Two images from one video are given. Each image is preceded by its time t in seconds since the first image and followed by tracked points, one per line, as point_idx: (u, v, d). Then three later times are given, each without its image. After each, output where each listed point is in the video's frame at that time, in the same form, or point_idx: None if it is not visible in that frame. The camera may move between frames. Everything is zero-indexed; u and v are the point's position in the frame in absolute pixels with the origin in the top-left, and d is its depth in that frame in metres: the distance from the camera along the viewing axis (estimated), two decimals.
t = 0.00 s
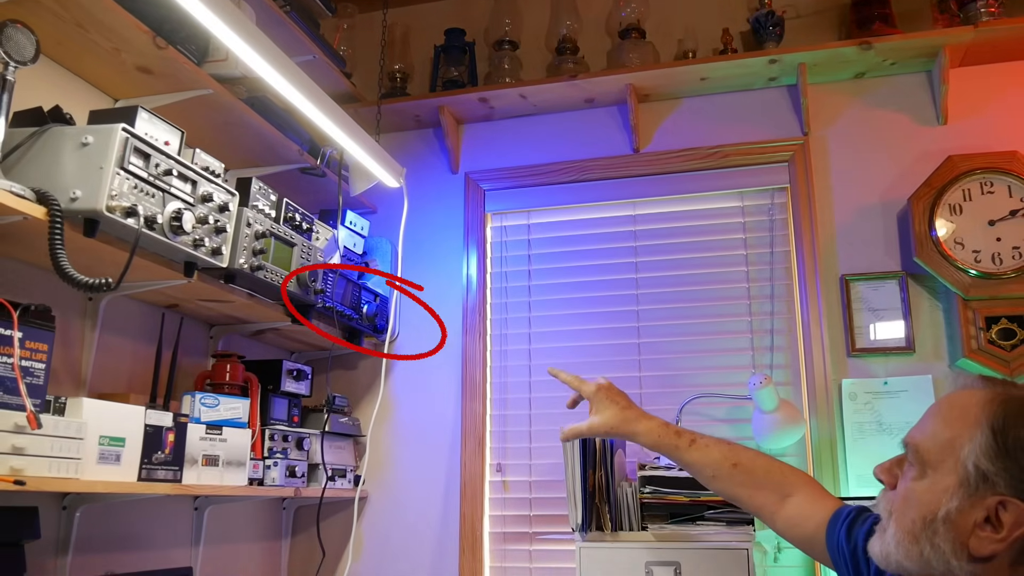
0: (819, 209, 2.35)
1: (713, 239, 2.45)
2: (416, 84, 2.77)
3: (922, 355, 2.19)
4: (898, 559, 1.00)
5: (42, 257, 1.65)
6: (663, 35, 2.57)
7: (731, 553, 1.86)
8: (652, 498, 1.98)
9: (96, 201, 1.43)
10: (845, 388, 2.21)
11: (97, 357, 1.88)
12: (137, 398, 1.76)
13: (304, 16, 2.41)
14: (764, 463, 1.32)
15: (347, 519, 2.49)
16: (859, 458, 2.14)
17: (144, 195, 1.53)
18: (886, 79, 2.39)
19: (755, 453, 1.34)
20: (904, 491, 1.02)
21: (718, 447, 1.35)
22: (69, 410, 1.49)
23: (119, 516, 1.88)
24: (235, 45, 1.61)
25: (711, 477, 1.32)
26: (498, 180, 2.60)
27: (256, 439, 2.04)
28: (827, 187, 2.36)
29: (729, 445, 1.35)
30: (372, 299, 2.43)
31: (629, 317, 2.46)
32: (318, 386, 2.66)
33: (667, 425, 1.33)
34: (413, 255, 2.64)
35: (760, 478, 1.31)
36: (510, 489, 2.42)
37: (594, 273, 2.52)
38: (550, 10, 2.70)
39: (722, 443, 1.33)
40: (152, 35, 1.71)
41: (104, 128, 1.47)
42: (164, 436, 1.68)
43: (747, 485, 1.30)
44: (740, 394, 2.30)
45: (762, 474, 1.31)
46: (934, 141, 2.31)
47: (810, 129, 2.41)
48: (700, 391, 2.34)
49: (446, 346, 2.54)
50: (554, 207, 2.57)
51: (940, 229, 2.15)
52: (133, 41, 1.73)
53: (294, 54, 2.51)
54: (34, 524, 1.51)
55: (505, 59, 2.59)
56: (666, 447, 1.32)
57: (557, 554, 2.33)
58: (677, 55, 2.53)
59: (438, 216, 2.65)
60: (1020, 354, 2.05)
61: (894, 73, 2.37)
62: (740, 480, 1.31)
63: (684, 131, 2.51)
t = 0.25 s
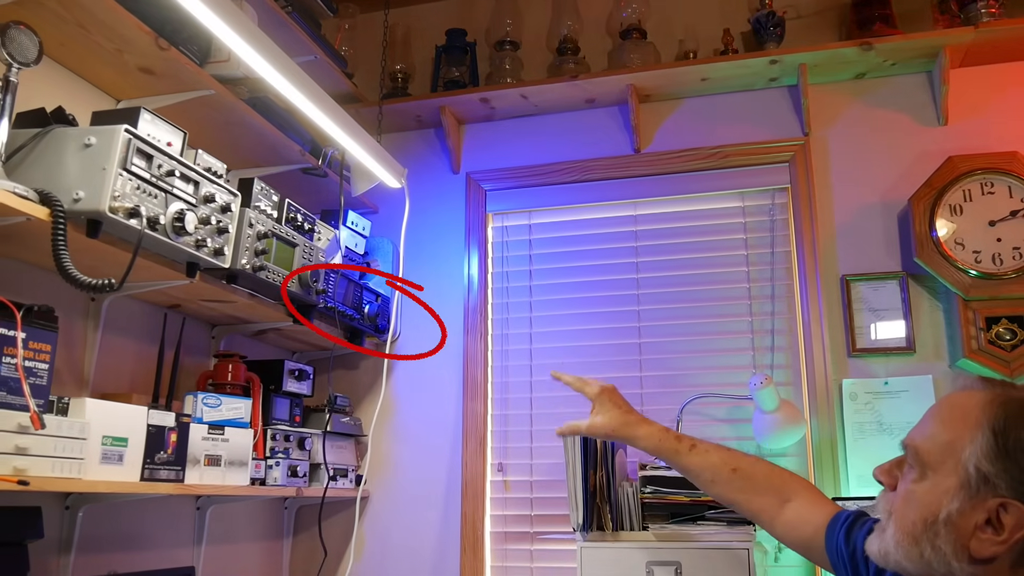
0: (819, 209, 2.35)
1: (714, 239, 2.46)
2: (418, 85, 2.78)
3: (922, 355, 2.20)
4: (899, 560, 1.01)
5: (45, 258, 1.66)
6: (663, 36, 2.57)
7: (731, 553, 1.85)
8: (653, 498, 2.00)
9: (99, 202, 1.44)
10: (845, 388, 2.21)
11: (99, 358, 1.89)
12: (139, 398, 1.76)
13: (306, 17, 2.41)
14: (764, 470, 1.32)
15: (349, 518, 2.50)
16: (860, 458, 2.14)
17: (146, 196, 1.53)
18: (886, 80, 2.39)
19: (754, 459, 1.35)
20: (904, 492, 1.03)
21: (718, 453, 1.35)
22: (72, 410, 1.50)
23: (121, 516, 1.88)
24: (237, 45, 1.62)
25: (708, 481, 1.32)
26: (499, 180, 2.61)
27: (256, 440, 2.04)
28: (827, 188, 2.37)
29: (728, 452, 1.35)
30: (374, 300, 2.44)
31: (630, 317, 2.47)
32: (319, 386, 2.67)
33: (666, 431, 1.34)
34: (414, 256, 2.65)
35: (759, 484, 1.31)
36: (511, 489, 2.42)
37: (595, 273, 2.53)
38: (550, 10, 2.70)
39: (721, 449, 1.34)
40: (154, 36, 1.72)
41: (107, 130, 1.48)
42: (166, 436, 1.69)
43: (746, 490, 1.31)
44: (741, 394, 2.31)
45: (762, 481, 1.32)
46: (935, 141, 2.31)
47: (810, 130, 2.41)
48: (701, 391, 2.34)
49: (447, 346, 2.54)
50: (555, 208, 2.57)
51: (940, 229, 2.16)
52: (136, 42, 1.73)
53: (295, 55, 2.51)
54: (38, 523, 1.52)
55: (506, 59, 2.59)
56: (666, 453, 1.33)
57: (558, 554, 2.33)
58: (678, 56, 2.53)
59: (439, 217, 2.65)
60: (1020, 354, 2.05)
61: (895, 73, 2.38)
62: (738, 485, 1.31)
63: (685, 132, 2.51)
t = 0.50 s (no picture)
0: (819, 209, 2.35)
1: (714, 239, 2.46)
2: (418, 85, 2.78)
3: (922, 355, 2.20)
4: (900, 561, 1.01)
5: (46, 258, 1.66)
6: (663, 36, 2.58)
7: (731, 553, 1.86)
8: (653, 497, 2.01)
9: (101, 203, 1.44)
10: (845, 388, 2.22)
11: (100, 358, 1.89)
12: (140, 398, 1.76)
13: (306, 18, 2.42)
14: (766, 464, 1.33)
15: (349, 518, 2.50)
16: (860, 458, 2.15)
17: (148, 196, 1.53)
18: (887, 80, 2.39)
19: (754, 457, 1.35)
20: (905, 493, 1.03)
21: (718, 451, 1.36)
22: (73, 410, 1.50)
23: (122, 515, 1.89)
24: (237, 45, 1.62)
25: (708, 479, 1.33)
26: (499, 180, 2.61)
27: (257, 439, 2.05)
28: (827, 188, 2.37)
29: (728, 450, 1.36)
30: (375, 300, 2.44)
31: (630, 317, 2.47)
32: (319, 386, 2.67)
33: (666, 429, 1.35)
34: (415, 256, 2.65)
35: (758, 482, 1.31)
36: (511, 489, 2.43)
37: (595, 273, 2.53)
38: (551, 11, 2.70)
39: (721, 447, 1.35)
40: (155, 36, 1.72)
41: (108, 130, 1.48)
42: (167, 436, 1.69)
43: (746, 487, 1.31)
44: (740, 394, 2.31)
45: (763, 477, 1.32)
46: (935, 141, 2.32)
47: (810, 130, 2.41)
48: (701, 391, 2.35)
49: (448, 346, 2.55)
50: (555, 208, 2.58)
51: (940, 229, 2.16)
52: (137, 43, 1.73)
53: (295, 55, 2.51)
54: (39, 522, 1.52)
55: (507, 60, 2.60)
56: (665, 450, 1.33)
57: (558, 553, 2.34)
58: (678, 56, 2.54)
59: (439, 217, 2.66)
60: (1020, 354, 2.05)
61: (895, 73, 2.38)
62: (737, 484, 1.32)
63: (685, 132, 2.51)
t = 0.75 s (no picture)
0: (819, 208, 2.35)
1: (714, 238, 2.46)
2: (418, 84, 2.78)
3: (922, 354, 2.20)
4: (899, 558, 1.01)
5: (46, 257, 1.66)
6: (663, 35, 2.58)
7: (733, 552, 1.87)
8: (652, 496, 1.99)
9: (100, 201, 1.44)
10: (844, 387, 2.22)
11: (100, 356, 1.89)
12: (140, 396, 1.76)
13: (306, 17, 2.41)
14: (769, 460, 1.33)
15: (349, 516, 2.50)
16: (859, 457, 2.15)
17: (147, 195, 1.54)
18: (886, 78, 2.39)
19: (761, 449, 1.35)
20: (905, 490, 1.03)
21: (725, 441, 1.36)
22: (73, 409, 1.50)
23: (122, 514, 1.89)
24: (236, 44, 1.62)
25: (714, 469, 1.33)
26: (499, 179, 2.61)
27: (257, 438, 2.05)
28: (827, 186, 2.37)
29: (736, 440, 1.36)
30: (374, 298, 2.44)
31: (630, 316, 2.47)
32: (319, 384, 2.67)
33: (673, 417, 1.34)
34: (414, 254, 2.65)
35: (764, 472, 1.32)
36: (511, 488, 2.43)
37: (594, 272, 2.54)
38: (550, 10, 2.70)
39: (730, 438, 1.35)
40: (155, 35, 1.72)
41: (108, 129, 1.48)
42: (167, 434, 1.69)
43: (751, 478, 1.31)
44: (740, 393, 2.31)
45: (769, 470, 1.32)
46: (935, 140, 2.32)
47: (810, 129, 2.41)
48: (700, 390, 2.35)
49: (448, 345, 2.55)
50: (555, 207, 2.58)
51: (940, 228, 2.16)
52: (136, 41, 1.73)
53: (295, 54, 2.51)
54: (39, 521, 1.53)
55: (506, 59, 2.60)
56: (672, 438, 1.33)
57: (558, 552, 2.34)
58: (678, 55, 2.54)
59: (439, 215, 2.66)
60: (1019, 353, 2.06)
61: (895, 72, 2.38)
62: (744, 473, 1.32)
63: (685, 131, 2.51)
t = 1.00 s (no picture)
0: (819, 208, 2.35)
1: (713, 238, 2.46)
2: (418, 83, 2.78)
3: (922, 353, 2.20)
4: (897, 555, 1.01)
5: (46, 256, 1.66)
6: (663, 34, 2.57)
7: (732, 551, 1.87)
8: (652, 495, 1.99)
9: (99, 200, 1.44)
10: (844, 387, 2.22)
11: (100, 355, 1.89)
12: (140, 395, 1.76)
13: (306, 16, 2.41)
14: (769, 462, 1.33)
15: (349, 515, 2.51)
16: (860, 456, 2.15)
17: (147, 194, 1.54)
18: (887, 78, 2.39)
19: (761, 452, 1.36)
20: (903, 488, 1.03)
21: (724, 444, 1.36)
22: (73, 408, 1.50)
23: (122, 513, 1.89)
24: (236, 43, 1.61)
25: (714, 474, 1.33)
26: (499, 178, 2.61)
27: (257, 437, 2.05)
28: (827, 186, 2.37)
29: (731, 444, 1.36)
30: (374, 297, 2.44)
31: (630, 315, 2.47)
32: (319, 384, 2.68)
33: (673, 422, 1.34)
34: (414, 253, 2.65)
35: (763, 477, 1.32)
36: (510, 487, 2.43)
37: (594, 271, 2.54)
38: (550, 9, 2.70)
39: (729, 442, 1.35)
40: (155, 34, 1.72)
41: (108, 128, 1.48)
42: (167, 433, 1.69)
43: (752, 483, 1.31)
44: (739, 392, 2.31)
45: (768, 474, 1.33)
46: (935, 140, 2.32)
47: (810, 128, 2.41)
48: (700, 390, 2.35)
49: (448, 344, 2.55)
50: (555, 206, 2.58)
51: (940, 228, 2.16)
52: (136, 41, 1.73)
53: (295, 53, 2.51)
54: (39, 520, 1.53)
55: (506, 58, 2.60)
56: (671, 441, 1.33)
57: (558, 551, 2.34)
58: (678, 54, 2.54)
59: (439, 215, 2.66)
60: (1019, 352, 2.06)
61: (895, 71, 2.38)
62: (744, 478, 1.32)
63: (685, 130, 2.51)
